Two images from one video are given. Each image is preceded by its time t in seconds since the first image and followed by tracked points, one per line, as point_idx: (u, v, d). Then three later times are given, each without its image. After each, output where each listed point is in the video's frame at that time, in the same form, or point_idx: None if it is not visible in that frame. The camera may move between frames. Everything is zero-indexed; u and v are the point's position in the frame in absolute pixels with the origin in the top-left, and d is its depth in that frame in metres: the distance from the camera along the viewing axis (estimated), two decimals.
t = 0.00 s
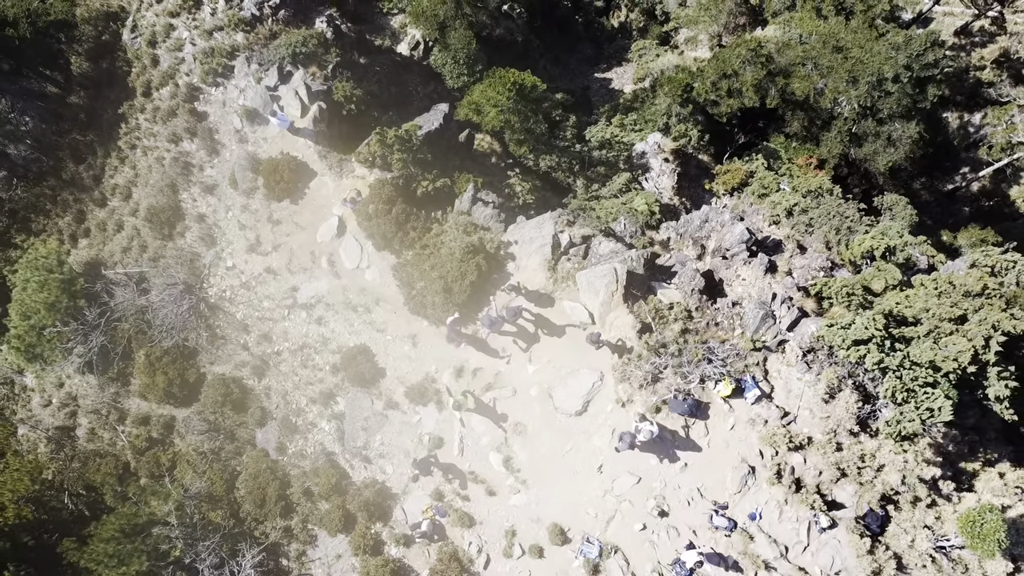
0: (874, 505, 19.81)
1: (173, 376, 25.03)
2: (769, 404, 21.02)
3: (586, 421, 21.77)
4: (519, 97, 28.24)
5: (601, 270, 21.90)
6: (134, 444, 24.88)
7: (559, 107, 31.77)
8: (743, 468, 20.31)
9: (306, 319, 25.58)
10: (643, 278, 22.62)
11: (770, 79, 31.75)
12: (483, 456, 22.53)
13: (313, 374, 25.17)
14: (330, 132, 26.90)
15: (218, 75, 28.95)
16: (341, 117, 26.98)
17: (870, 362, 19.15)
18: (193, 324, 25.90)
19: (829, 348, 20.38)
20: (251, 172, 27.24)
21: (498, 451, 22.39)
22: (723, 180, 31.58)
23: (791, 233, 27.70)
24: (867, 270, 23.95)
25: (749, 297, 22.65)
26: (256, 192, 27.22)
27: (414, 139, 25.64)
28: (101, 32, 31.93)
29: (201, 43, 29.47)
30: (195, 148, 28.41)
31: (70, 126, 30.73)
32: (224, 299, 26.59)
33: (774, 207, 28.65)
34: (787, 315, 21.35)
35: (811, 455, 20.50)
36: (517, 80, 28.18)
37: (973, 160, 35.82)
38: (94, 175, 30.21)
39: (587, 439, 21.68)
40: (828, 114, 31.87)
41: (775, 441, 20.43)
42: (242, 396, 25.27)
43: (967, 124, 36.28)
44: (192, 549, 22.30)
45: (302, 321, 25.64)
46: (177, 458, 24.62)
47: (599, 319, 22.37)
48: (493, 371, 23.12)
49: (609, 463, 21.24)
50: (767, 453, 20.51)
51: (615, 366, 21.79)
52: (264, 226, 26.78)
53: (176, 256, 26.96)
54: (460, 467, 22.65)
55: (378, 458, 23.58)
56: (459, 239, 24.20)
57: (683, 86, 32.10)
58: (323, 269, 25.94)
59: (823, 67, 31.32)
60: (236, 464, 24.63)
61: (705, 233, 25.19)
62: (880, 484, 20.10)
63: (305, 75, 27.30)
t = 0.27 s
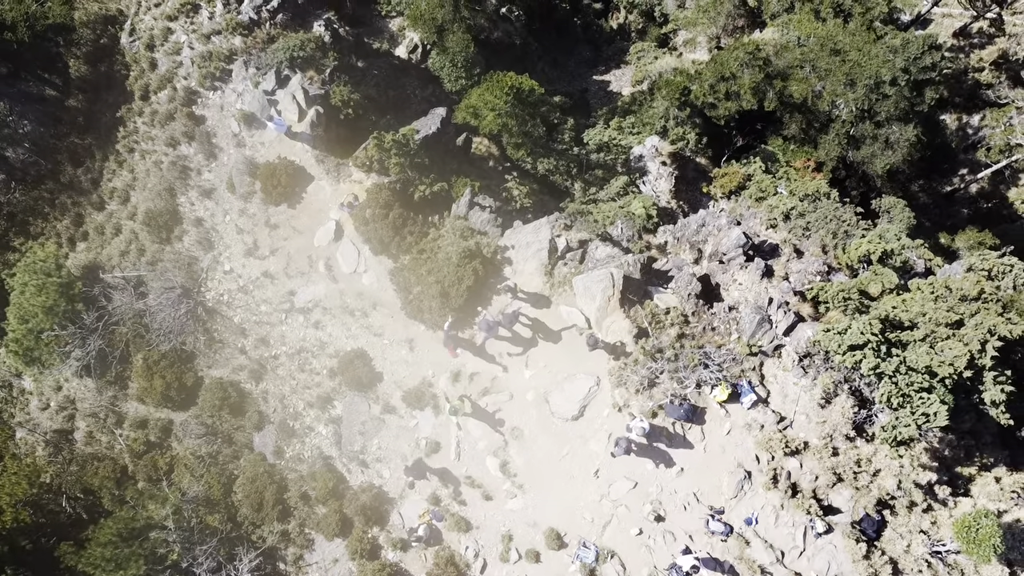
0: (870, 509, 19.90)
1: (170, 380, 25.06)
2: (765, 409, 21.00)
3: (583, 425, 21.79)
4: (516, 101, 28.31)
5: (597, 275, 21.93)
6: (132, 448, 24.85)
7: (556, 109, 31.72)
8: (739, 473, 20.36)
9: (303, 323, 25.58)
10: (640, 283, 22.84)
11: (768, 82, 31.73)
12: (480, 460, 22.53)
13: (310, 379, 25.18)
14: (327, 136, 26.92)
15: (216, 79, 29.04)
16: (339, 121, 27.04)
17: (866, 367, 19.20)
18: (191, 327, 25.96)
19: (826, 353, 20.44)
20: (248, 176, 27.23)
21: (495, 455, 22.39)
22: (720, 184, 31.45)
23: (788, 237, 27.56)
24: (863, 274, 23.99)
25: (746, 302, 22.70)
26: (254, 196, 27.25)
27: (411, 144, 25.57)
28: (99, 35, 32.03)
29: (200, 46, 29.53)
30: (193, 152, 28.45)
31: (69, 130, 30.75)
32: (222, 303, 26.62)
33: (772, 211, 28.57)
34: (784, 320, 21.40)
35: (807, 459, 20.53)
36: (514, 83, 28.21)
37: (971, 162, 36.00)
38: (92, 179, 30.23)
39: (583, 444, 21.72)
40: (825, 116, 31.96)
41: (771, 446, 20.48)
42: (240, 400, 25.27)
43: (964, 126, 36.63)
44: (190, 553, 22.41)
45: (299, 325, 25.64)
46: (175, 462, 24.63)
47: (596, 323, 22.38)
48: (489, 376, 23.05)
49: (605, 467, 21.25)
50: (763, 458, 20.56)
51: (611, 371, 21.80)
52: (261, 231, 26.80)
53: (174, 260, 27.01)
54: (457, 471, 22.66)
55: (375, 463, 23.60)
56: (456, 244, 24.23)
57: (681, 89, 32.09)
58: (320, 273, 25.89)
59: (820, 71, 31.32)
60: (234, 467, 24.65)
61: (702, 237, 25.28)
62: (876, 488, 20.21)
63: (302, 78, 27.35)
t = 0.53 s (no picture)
0: (873, 534, 19.49)
1: (163, 400, 24.76)
2: (765, 431, 20.60)
3: (580, 448, 21.41)
4: (513, 117, 28.20)
5: (594, 293, 21.71)
6: (125, 468, 24.41)
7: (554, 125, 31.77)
8: (738, 497, 19.96)
9: (297, 342, 25.25)
10: (638, 302, 22.60)
11: (766, 97, 31.52)
12: (475, 483, 22.15)
13: (303, 399, 24.79)
14: (322, 153, 26.71)
15: (211, 95, 28.90)
16: (333, 137, 26.71)
17: (866, 389, 18.99)
18: (184, 346, 25.58)
19: (825, 374, 20.21)
20: (243, 194, 27.06)
21: (490, 478, 21.98)
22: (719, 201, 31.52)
23: (787, 254, 27.29)
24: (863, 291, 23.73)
25: (745, 321, 22.44)
26: (249, 214, 27.03)
27: (406, 160, 25.43)
28: (96, 51, 32.02)
29: (195, 62, 29.44)
30: (188, 168, 28.29)
31: (64, 146, 30.68)
32: (215, 321, 26.32)
33: (771, 227, 28.22)
34: (783, 340, 21.07)
35: (808, 483, 20.12)
36: (511, 99, 28.12)
37: (970, 175, 35.89)
38: (87, 196, 30.04)
39: (580, 466, 21.32)
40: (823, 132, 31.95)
41: (771, 469, 20.08)
42: (233, 420, 24.85)
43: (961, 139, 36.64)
44: None
45: (293, 344, 25.31)
46: (167, 483, 24.18)
47: (593, 343, 22.17)
48: (485, 397, 22.67)
49: (603, 491, 20.86)
50: (763, 481, 20.14)
51: (609, 392, 21.47)
52: (256, 248, 26.57)
53: (168, 278, 26.83)
54: (452, 493, 22.28)
55: (369, 485, 23.22)
56: (451, 262, 24.14)
57: (678, 104, 32.01)
58: (314, 291, 25.59)
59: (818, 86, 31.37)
60: (227, 489, 24.20)
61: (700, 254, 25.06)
62: (878, 512, 19.78)
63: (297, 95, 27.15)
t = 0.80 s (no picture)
0: None
1: (149, 447, 24.06)
2: (769, 480, 20.01)
3: (578, 498, 20.65)
4: (509, 158, 28.24)
5: (592, 338, 21.38)
6: (108, 517, 23.74)
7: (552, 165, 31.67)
8: (743, 550, 19.19)
9: (288, 387, 24.65)
10: (636, 347, 22.25)
11: (766, 136, 33.57)
12: (469, 535, 21.20)
13: (293, 446, 24.04)
14: (315, 195, 26.55)
15: (204, 136, 28.72)
16: (326, 178, 26.57)
17: (874, 438, 18.46)
18: (172, 392, 24.90)
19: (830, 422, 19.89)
20: (234, 235, 26.72)
21: (485, 530, 21.04)
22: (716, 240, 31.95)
23: (789, 295, 27.64)
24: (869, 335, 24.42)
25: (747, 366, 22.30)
26: (240, 256, 26.68)
27: (401, 202, 25.54)
28: (90, 92, 32.12)
29: (189, 102, 29.35)
30: (180, 210, 28.08)
31: (56, 186, 30.65)
32: (205, 365, 25.73)
33: (771, 268, 28.57)
34: (786, 386, 20.85)
35: (814, 535, 19.41)
36: (507, 140, 28.27)
37: (969, 215, 39.57)
38: (78, 236, 29.76)
39: (577, 517, 20.54)
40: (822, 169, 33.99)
41: (776, 520, 19.38)
42: (220, 467, 24.04)
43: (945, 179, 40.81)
44: None
45: (284, 389, 24.70)
46: (153, 533, 23.42)
47: (591, 390, 21.57)
48: (480, 445, 21.99)
49: (601, 544, 20.02)
50: (768, 533, 19.42)
51: (607, 440, 20.85)
52: (246, 290, 26.17)
53: (157, 321, 26.28)
54: (444, 546, 21.30)
55: (360, 536, 22.36)
56: (445, 306, 23.87)
57: (676, 144, 32.35)
58: (305, 335, 25.11)
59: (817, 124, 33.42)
60: (213, 540, 23.27)
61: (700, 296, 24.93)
62: (888, 566, 18.98)
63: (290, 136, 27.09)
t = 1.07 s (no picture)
0: None
1: (134, 476, 23.13)
2: (775, 515, 19.30)
3: (577, 533, 19.75)
4: (505, 178, 27.99)
5: (590, 367, 21.10)
6: (93, 549, 22.70)
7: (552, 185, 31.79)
8: None
9: (277, 415, 23.87)
10: (636, 376, 21.80)
11: (766, 157, 37.78)
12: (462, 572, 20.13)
13: (282, 476, 23.22)
14: (306, 217, 26.01)
15: (194, 156, 28.19)
16: (317, 201, 25.96)
17: (886, 471, 17.82)
18: (158, 418, 24.18)
19: (837, 454, 19.34)
20: (223, 259, 26.15)
21: (479, 567, 19.96)
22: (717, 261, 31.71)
23: (793, 319, 27.71)
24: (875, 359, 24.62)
25: (751, 394, 21.74)
26: (229, 279, 26.08)
27: (394, 224, 24.86)
28: (80, 111, 31.72)
29: (179, 121, 28.91)
30: (168, 232, 27.50)
31: (45, 207, 30.10)
32: (192, 392, 24.98)
33: (773, 290, 28.65)
34: (792, 416, 20.30)
35: (824, 573, 18.58)
36: (504, 160, 27.99)
37: (971, 232, 40.83)
38: (65, 258, 29.08)
39: (575, 554, 19.59)
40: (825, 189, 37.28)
41: (784, 557, 18.56)
42: (208, 497, 23.15)
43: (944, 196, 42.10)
44: None
45: (273, 416, 23.92)
46: (137, 565, 22.33)
47: (589, 421, 20.89)
48: (475, 477, 21.18)
49: None
50: (775, 571, 18.58)
51: (607, 473, 20.10)
52: (235, 315, 25.51)
53: (143, 346, 25.61)
54: None
55: (349, 571, 21.25)
56: (439, 333, 23.30)
57: (676, 163, 32.44)
58: (295, 361, 24.44)
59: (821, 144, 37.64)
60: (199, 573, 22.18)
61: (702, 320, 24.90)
62: None
63: (280, 156, 26.40)
